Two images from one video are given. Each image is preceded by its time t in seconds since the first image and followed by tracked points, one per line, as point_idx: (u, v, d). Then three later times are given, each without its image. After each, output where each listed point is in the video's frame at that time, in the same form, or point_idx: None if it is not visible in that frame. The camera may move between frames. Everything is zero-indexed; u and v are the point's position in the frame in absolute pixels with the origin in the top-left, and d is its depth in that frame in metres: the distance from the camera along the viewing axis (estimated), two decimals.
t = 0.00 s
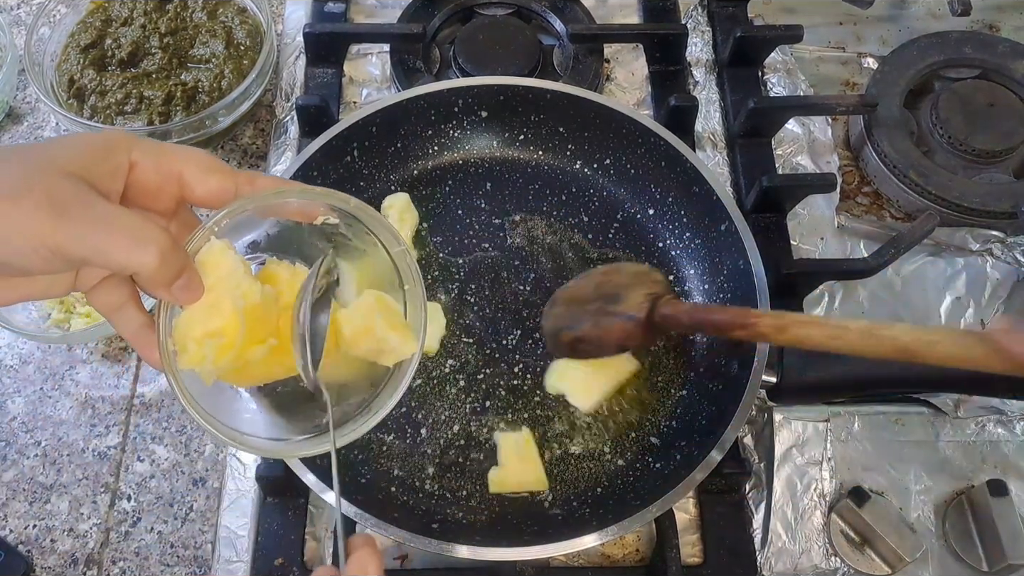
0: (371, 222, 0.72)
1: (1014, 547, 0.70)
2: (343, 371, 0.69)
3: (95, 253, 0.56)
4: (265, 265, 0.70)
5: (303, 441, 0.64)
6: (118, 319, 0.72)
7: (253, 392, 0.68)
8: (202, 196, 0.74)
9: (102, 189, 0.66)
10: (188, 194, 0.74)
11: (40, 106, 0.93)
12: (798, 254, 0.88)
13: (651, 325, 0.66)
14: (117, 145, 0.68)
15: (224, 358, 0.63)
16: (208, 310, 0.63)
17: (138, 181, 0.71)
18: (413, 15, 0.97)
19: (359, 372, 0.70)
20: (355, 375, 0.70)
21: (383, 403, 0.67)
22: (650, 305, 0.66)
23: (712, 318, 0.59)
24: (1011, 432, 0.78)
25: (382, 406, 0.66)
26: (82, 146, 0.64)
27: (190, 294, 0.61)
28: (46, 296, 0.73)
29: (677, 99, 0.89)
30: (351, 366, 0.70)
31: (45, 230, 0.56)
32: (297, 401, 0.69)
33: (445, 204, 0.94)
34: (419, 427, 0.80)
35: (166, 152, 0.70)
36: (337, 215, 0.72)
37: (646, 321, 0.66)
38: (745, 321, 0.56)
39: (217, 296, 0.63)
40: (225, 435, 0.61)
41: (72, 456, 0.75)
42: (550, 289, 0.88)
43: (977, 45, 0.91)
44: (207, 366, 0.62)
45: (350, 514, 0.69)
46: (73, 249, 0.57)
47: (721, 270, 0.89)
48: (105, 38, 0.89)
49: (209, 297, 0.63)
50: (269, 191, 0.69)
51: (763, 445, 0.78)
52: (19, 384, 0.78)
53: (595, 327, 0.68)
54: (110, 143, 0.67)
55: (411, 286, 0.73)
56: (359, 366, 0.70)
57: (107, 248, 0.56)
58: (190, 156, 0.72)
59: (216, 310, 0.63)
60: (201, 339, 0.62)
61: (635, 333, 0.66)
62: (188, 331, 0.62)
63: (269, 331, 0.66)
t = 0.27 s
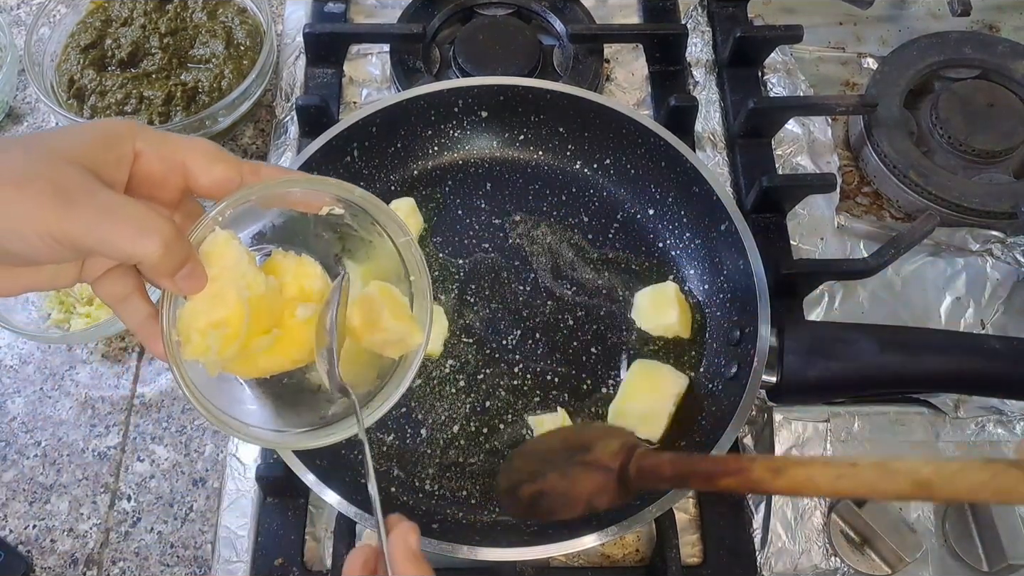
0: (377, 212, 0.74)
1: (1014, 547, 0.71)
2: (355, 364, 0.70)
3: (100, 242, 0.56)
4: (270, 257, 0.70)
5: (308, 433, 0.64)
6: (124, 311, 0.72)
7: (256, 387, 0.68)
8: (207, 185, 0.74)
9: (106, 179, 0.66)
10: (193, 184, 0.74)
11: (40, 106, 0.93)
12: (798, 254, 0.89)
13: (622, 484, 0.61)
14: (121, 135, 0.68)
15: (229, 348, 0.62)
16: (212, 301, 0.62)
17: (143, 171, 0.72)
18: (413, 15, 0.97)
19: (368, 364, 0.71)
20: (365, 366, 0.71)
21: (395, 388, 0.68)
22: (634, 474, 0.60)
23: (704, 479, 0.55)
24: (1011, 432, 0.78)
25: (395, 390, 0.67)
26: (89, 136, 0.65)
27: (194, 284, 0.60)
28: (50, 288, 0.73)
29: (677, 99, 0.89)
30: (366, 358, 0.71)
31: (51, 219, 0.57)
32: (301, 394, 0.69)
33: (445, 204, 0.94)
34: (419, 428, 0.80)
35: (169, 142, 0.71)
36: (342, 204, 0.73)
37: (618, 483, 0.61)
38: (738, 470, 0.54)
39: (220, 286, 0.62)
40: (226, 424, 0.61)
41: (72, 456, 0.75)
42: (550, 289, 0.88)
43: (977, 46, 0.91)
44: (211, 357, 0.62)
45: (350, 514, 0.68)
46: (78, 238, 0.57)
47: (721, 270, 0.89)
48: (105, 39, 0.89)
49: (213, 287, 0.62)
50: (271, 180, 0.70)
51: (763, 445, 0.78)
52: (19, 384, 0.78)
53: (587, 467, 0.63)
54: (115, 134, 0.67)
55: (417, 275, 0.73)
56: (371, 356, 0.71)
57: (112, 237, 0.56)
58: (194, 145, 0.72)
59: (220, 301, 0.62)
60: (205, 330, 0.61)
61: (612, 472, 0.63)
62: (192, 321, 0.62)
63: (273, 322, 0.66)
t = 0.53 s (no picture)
0: (379, 210, 0.73)
1: (1014, 547, 0.70)
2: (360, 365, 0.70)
3: (106, 242, 0.56)
4: (276, 255, 0.70)
5: (311, 429, 0.64)
6: (129, 309, 0.72)
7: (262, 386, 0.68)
8: (213, 186, 0.74)
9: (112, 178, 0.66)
10: (198, 183, 0.74)
11: (40, 106, 0.93)
12: (798, 254, 0.88)
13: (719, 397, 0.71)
14: (126, 134, 0.68)
15: (235, 347, 0.63)
16: (219, 301, 0.63)
17: (148, 170, 0.71)
18: (413, 15, 0.97)
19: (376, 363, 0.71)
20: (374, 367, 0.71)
21: (398, 387, 0.67)
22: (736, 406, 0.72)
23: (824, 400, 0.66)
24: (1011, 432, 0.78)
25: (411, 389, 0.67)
26: (94, 135, 0.65)
27: (201, 284, 0.60)
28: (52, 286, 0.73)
29: (677, 99, 0.89)
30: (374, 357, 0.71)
31: (57, 219, 0.57)
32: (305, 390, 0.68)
33: (445, 204, 0.94)
34: (419, 427, 0.80)
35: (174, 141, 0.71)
36: (346, 203, 0.73)
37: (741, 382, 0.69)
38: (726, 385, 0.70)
39: (226, 286, 0.63)
40: (231, 419, 0.61)
41: (72, 456, 0.75)
42: (550, 289, 0.88)
43: (977, 46, 0.91)
44: (218, 356, 0.63)
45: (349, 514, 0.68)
46: (85, 237, 0.57)
47: (721, 270, 0.89)
48: (105, 39, 0.89)
49: (220, 287, 0.63)
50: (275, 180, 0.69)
51: (763, 445, 0.78)
52: (19, 384, 0.78)
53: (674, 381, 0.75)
54: (122, 133, 0.67)
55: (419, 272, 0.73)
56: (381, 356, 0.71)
57: (119, 238, 0.56)
58: (199, 144, 0.72)
59: (227, 300, 0.63)
60: (212, 329, 0.62)
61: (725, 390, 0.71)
62: (199, 321, 0.62)
63: (279, 321, 0.67)
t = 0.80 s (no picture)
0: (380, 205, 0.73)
1: (1014, 548, 0.70)
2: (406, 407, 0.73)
3: (118, 239, 0.56)
4: (277, 247, 0.69)
5: (314, 417, 0.64)
6: (134, 304, 0.73)
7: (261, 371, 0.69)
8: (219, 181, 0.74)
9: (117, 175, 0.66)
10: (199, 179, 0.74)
11: (40, 106, 0.93)
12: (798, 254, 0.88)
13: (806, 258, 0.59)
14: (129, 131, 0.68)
15: (243, 339, 0.63)
16: (225, 294, 0.62)
17: (152, 166, 0.72)
18: (413, 15, 0.97)
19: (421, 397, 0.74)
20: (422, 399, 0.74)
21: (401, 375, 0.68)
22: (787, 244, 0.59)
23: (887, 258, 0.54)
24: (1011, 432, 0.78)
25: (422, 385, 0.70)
26: (103, 134, 0.65)
27: (208, 278, 0.59)
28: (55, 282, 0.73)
29: (677, 99, 0.89)
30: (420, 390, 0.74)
31: (68, 216, 0.57)
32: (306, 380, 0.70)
33: (445, 203, 0.95)
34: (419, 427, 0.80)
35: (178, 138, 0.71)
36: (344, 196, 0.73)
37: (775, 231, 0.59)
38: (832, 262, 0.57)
39: (232, 279, 0.63)
40: (239, 410, 0.62)
41: (72, 457, 0.75)
42: (550, 289, 0.88)
43: (977, 46, 0.91)
44: (226, 347, 0.62)
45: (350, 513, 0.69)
46: (95, 235, 0.57)
47: (721, 270, 0.89)
48: (105, 39, 0.89)
49: (225, 280, 0.63)
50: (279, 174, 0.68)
51: (763, 445, 0.78)
52: (19, 383, 0.78)
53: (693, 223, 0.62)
54: (124, 131, 0.68)
55: (417, 263, 0.74)
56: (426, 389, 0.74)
57: (129, 234, 0.56)
58: (203, 141, 0.72)
59: (233, 293, 0.62)
60: (219, 320, 0.62)
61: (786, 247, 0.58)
62: (205, 313, 0.62)
63: (284, 312, 0.66)
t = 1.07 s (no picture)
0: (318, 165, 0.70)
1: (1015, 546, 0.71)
2: (508, 484, 0.76)
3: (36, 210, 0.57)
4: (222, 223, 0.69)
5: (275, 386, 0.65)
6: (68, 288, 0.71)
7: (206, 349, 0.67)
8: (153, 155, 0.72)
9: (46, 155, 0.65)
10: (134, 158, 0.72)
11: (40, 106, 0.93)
12: (798, 254, 0.88)
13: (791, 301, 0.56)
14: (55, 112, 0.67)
15: (178, 308, 0.61)
16: (156, 262, 0.60)
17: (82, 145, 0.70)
18: (413, 15, 0.97)
19: (532, 472, 0.77)
20: (534, 475, 0.77)
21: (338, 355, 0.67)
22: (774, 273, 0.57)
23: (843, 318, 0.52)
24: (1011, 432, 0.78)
25: (377, 375, 0.68)
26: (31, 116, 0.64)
27: (135, 242, 0.61)
28: None
29: (678, 99, 0.89)
30: (527, 468, 0.77)
31: None
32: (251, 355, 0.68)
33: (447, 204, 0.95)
34: (419, 428, 0.80)
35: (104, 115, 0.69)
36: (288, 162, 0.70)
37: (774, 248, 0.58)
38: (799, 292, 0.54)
39: (167, 247, 0.60)
40: (194, 387, 0.63)
41: (72, 456, 0.75)
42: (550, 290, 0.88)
43: (977, 46, 0.91)
44: (161, 318, 0.60)
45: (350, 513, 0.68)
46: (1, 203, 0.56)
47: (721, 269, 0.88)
48: (105, 39, 0.89)
49: (158, 247, 0.61)
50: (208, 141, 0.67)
51: (763, 445, 0.78)
52: (19, 383, 0.78)
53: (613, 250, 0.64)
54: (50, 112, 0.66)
55: (367, 227, 0.71)
56: (534, 467, 0.77)
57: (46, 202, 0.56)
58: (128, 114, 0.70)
59: (166, 260, 0.60)
60: (154, 290, 0.59)
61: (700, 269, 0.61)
62: (140, 284, 0.60)
63: (225, 283, 0.64)
